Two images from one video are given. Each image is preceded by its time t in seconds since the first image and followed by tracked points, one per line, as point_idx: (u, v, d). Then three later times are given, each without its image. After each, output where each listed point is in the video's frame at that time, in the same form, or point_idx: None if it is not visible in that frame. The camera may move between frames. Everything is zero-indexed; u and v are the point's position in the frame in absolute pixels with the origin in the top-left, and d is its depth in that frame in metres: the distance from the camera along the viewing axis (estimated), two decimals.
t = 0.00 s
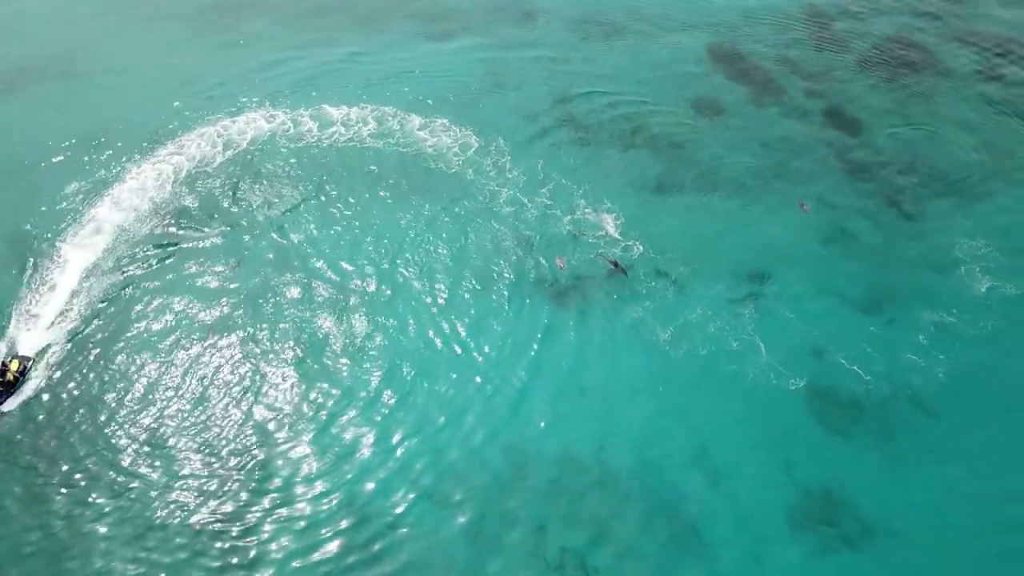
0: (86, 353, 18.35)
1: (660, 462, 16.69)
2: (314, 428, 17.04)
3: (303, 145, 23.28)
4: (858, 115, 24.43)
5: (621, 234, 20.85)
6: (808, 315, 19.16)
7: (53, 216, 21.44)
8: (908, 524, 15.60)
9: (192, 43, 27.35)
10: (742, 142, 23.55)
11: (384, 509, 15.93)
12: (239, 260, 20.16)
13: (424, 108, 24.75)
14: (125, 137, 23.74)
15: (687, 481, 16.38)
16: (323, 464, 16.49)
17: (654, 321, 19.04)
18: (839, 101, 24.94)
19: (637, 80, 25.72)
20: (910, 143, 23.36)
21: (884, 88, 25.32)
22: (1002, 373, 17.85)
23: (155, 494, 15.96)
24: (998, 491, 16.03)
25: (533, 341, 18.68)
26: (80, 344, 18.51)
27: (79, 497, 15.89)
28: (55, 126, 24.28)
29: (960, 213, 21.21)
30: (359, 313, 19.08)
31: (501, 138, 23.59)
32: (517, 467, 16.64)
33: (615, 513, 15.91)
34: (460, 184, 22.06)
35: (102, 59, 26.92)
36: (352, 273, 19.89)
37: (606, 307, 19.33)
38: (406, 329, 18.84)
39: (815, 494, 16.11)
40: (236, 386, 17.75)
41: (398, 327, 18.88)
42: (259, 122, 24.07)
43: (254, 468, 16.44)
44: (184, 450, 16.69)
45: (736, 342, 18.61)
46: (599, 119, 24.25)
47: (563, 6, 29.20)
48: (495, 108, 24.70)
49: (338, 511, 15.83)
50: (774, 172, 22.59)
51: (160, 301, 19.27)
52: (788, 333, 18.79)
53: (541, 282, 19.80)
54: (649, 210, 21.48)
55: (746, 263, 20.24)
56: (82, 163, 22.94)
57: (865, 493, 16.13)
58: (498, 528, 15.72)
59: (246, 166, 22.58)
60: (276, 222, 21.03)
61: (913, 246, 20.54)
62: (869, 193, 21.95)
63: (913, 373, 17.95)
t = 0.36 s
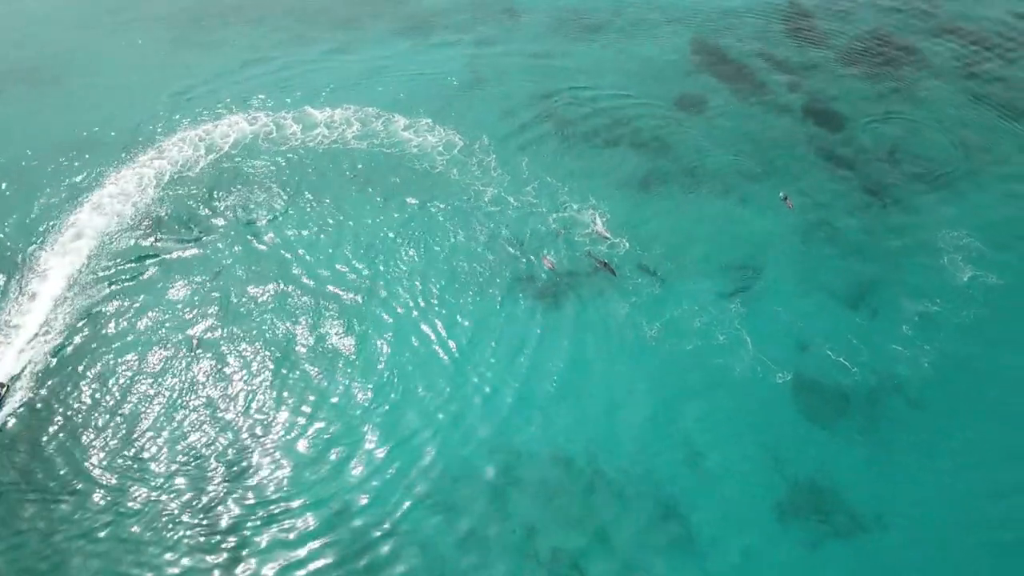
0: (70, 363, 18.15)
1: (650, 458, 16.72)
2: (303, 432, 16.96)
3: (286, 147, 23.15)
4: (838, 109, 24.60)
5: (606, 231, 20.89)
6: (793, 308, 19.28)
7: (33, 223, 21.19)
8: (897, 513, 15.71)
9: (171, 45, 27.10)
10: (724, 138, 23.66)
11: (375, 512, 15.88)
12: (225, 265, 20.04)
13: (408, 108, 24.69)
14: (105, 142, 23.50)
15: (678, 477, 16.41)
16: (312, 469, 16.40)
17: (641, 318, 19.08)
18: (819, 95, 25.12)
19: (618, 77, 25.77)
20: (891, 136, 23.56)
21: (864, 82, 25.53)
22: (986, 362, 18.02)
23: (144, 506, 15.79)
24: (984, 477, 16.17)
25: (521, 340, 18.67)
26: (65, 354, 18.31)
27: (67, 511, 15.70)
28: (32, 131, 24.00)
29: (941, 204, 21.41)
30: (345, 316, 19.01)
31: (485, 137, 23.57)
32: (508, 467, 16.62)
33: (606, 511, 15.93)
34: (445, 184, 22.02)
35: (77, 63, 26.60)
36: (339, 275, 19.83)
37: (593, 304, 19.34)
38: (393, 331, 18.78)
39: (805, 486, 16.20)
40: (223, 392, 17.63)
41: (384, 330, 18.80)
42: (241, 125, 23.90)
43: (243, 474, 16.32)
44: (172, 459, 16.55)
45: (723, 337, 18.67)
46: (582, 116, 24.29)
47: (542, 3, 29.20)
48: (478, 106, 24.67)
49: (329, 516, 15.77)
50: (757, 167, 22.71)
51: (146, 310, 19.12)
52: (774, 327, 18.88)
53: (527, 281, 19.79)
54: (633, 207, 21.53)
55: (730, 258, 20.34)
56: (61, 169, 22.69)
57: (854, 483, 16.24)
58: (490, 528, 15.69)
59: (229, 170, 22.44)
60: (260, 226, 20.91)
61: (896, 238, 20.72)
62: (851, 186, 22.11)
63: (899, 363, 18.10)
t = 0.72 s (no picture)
0: (58, 369, 18.06)
1: (640, 453, 16.77)
2: (294, 433, 16.94)
3: (275, 149, 23.12)
4: (823, 104, 24.77)
5: (595, 228, 20.95)
6: (782, 301, 19.40)
7: (19, 228, 21.09)
8: (887, 502, 15.79)
9: (157, 48, 27.04)
10: (711, 134, 23.78)
11: (366, 512, 15.86)
12: (214, 267, 19.96)
13: (396, 109, 24.69)
14: (91, 146, 23.42)
15: (668, 471, 16.46)
16: (302, 471, 16.37)
17: (629, 314, 19.14)
18: (805, 91, 25.30)
19: (604, 76, 25.87)
20: (875, 131, 23.74)
21: (848, 77, 25.74)
22: (973, 352, 18.15)
23: (135, 512, 15.71)
24: (974, 467, 16.25)
25: (510, 339, 18.68)
26: (53, 360, 18.21)
27: (58, 518, 15.60)
28: (18, 136, 23.90)
29: (926, 198, 21.58)
30: (336, 316, 19.00)
31: (473, 136, 23.62)
32: (498, 464, 16.64)
33: (597, 506, 15.97)
34: (434, 184, 22.04)
35: (60, 69, 26.46)
36: (329, 277, 19.81)
37: (581, 301, 19.41)
38: (383, 330, 18.78)
39: (797, 479, 16.26)
40: (214, 395, 17.57)
41: (373, 329, 18.80)
42: (228, 128, 23.85)
43: (234, 477, 16.27)
44: (163, 463, 16.48)
45: (712, 332, 18.76)
46: (570, 115, 24.37)
47: (526, 3, 29.29)
48: (466, 106, 24.71)
49: (320, 517, 15.74)
50: (744, 163, 22.83)
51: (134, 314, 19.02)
52: (762, 321, 18.98)
53: (516, 279, 19.84)
54: (622, 204, 21.61)
55: (719, 254, 20.44)
56: (47, 173, 22.58)
57: (845, 475, 16.31)
58: (484, 527, 15.65)
59: (217, 172, 22.39)
60: (249, 228, 20.85)
61: (882, 232, 20.86)
62: (836, 181, 22.27)
63: (890, 355, 18.21)
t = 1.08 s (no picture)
0: (47, 375, 17.93)
1: (632, 451, 16.81)
2: (286, 437, 16.87)
3: (263, 151, 23.03)
4: (809, 99, 24.88)
5: (585, 226, 20.98)
6: (771, 296, 19.49)
7: (5, 233, 20.91)
8: (878, 495, 15.90)
9: (142, 50, 26.86)
10: (698, 130, 23.85)
11: (360, 515, 15.84)
12: (203, 271, 19.87)
13: (385, 109, 24.65)
14: (77, 150, 23.26)
15: (660, 468, 16.52)
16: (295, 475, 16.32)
17: (620, 312, 19.17)
18: (790, 86, 25.41)
19: (591, 73, 25.88)
20: (861, 125, 23.87)
21: (833, 72, 25.86)
22: (961, 344, 18.29)
23: (126, 519, 15.61)
24: (964, 458, 16.38)
25: (501, 338, 18.68)
26: (41, 366, 18.06)
27: (45, 530, 15.44)
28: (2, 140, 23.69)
29: (912, 192, 21.72)
30: (326, 318, 18.95)
31: (462, 136, 23.60)
32: (491, 464, 16.65)
33: (589, 504, 16.01)
34: (423, 184, 22.00)
35: (43, 72, 26.24)
36: (320, 278, 19.76)
37: (571, 299, 19.42)
38: (373, 331, 18.74)
39: (789, 474, 16.35)
40: (204, 399, 17.48)
41: (363, 330, 18.76)
42: (215, 130, 23.74)
43: (226, 482, 16.19)
44: (154, 469, 16.38)
45: (702, 328, 18.82)
46: (558, 113, 24.39)
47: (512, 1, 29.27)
48: (454, 105, 24.69)
49: (314, 520, 15.70)
50: (731, 159, 22.91)
51: (123, 319, 18.91)
52: (751, 317, 19.06)
53: (506, 278, 19.84)
54: (610, 201, 21.65)
55: (708, 250, 20.50)
56: (34, 177, 22.42)
57: (836, 469, 16.41)
58: (477, 528, 15.66)
59: (205, 175, 22.27)
60: (239, 231, 20.76)
61: (869, 226, 20.99)
62: (823, 176, 22.39)
63: (879, 348, 18.34)
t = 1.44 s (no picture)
0: (35, 383, 17.81)
1: (621, 446, 16.88)
2: (276, 440, 16.83)
3: (248, 154, 22.95)
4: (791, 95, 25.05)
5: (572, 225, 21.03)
6: (757, 291, 19.61)
7: None
8: (867, 485, 16.03)
9: (124, 55, 26.71)
10: (683, 127, 23.96)
11: (352, 516, 15.81)
12: (190, 276, 19.79)
13: (370, 110, 24.60)
14: (60, 156, 23.07)
15: (650, 463, 16.59)
16: (285, 477, 16.27)
17: (606, 309, 19.24)
18: (773, 82, 25.58)
19: (576, 72, 25.94)
20: (843, 120, 24.06)
21: (814, 68, 26.06)
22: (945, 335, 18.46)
23: (116, 526, 15.51)
24: (951, 446, 16.54)
25: (488, 337, 18.71)
26: (28, 374, 17.94)
27: (34, 540, 15.29)
28: None
29: (894, 185, 21.91)
30: (313, 320, 18.92)
31: (448, 136, 23.60)
32: (481, 463, 16.66)
33: (580, 501, 16.06)
34: (409, 185, 21.99)
35: (25, 78, 26.03)
36: (308, 281, 19.71)
37: (558, 297, 19.49)
38: (360, 332, 18.74)
39: (778, 466, 16.45)
40: (193, 405, 17.42)
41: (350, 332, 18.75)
42: (199, 134, 23.63)
43: (217, 486, 16.12)
44: (144, 475, 16.29)
45: (690, 324, 18.92)
46: (543, 112, 24.43)
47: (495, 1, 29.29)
48: (439, 106, 24.67)
49: (305, 523, 15.65)
50: (715, 155, 23.03)
51: (110, 326, 18.81)
52: (738, 311, 19.17)
53: (492, 277, 19.87)
54: (597, 199, 21.72)
55: (695, 246, 20.60)
56: (17, 185, 22.22)
57: (825, 460, 16.53)
58: (470, 527, 15.68)
59: (190, 179, 22.17)
60: (226, 235, 20.69)
61: (853, 219, 21.15)
62: (807, 170, 22.54)
63: (865, 341, 18.48)
